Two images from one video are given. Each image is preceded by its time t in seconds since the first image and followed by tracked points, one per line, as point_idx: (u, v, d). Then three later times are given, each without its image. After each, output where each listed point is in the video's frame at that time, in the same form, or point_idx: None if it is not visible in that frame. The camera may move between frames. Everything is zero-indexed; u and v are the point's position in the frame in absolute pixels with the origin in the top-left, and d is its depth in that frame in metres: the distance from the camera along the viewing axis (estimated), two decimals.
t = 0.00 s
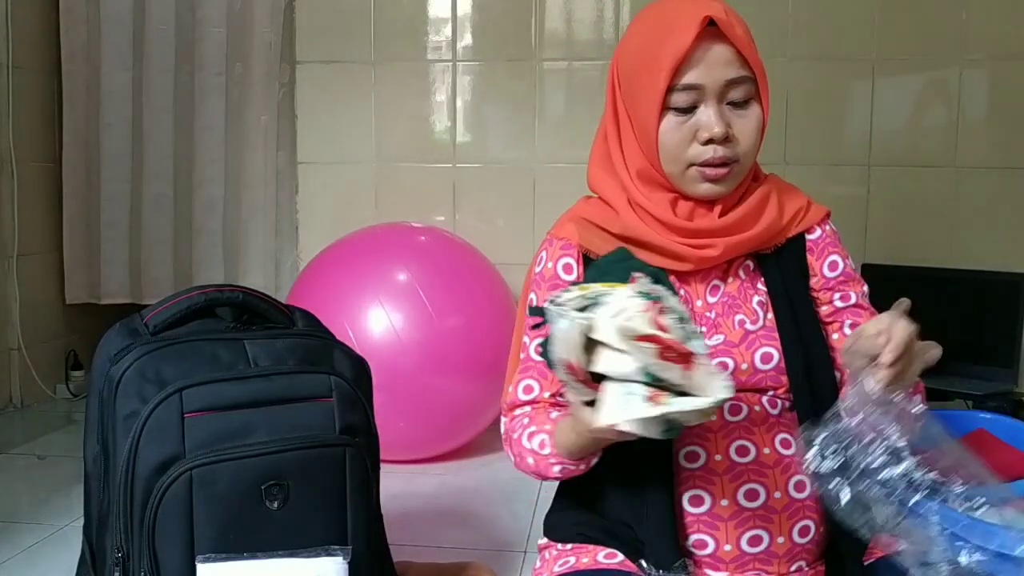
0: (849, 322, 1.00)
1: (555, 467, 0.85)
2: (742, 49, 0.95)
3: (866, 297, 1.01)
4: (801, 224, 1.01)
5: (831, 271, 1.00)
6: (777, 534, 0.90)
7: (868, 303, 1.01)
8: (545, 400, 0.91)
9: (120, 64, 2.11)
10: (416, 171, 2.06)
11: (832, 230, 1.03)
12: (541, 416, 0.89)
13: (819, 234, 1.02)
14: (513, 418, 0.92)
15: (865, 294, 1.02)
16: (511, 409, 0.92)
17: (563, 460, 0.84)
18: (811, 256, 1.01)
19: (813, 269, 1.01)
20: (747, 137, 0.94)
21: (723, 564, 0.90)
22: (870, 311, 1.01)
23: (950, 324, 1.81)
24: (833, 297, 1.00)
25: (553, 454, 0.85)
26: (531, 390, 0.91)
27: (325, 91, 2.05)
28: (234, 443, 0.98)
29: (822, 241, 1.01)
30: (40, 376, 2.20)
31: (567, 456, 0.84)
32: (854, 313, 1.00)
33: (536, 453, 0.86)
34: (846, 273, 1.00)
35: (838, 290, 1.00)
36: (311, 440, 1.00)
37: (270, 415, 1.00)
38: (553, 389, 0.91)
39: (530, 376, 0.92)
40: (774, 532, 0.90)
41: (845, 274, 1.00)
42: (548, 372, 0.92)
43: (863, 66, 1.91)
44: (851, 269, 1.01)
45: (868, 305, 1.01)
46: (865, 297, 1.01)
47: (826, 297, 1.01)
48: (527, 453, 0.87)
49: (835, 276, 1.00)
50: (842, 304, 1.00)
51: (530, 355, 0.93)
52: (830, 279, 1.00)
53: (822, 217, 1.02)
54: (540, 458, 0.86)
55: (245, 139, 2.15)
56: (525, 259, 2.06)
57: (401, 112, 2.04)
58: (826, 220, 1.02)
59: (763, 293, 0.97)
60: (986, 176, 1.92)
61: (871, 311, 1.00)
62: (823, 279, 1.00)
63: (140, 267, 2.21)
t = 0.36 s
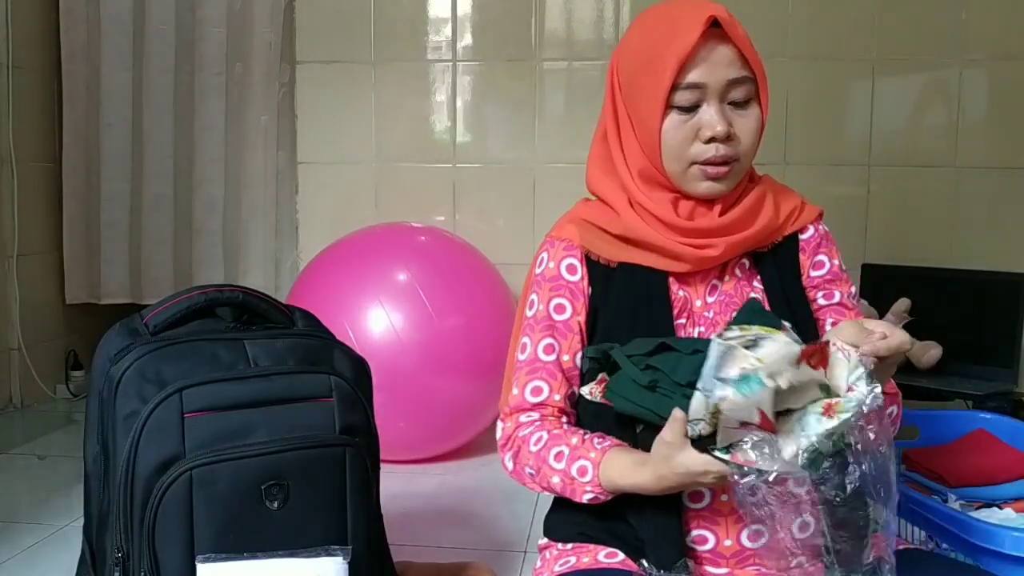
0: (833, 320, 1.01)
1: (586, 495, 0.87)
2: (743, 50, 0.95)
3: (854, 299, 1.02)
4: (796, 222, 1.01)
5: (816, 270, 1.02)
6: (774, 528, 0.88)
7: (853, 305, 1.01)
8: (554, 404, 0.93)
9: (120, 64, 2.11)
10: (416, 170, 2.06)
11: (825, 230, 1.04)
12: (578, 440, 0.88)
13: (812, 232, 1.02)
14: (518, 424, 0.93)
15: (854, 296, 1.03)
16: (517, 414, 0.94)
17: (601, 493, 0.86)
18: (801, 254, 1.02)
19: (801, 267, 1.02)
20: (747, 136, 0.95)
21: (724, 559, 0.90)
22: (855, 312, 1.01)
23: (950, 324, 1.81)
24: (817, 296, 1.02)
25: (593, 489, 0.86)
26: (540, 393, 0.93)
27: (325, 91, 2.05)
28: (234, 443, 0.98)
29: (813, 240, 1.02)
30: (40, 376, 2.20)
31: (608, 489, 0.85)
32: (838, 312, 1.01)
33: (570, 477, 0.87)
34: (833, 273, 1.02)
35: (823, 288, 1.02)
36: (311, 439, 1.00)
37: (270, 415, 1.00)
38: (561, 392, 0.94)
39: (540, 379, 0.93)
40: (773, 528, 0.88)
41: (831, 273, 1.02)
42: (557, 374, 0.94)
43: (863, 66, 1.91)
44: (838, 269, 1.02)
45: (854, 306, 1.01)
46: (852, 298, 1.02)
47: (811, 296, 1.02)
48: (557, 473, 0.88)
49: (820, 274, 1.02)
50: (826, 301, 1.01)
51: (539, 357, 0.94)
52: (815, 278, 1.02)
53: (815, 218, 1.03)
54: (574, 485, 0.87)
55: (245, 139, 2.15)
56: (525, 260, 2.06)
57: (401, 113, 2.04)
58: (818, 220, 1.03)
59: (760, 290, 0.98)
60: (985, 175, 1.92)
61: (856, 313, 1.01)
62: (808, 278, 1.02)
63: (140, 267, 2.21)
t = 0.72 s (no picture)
0: (837, 315, 1.00)
1: (552, 485, 0.86)
2: (752, 48, 0.95)
3: (857, 293, 1.02)
4: (798, 221, 1.01)
5: (818, 267, 1.01)
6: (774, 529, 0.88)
7: (857, 297, 1.01)
8: (536, 397, 0.93)
9: (120, 64, 2.11)
10: (416, 171, 2.06)
11: (826, 229, 1.03)
12: (558, 431, 0.88)
13: (815, 231, 1.02)
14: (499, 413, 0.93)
15: (857, 290, 1.02)
16: (498, 403, 0.93)
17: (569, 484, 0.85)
18: (803, 252, 1.01)
19: (805, 264, 1.01)
20: (754, 135, 0.95)
21: (724, 561, 0.89)
22: (860, 305, 1.00)
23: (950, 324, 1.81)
24: (820, 292, 1.01)
25: (563, 480, 0.85)
26: (525, 384, 0.93)
27: (325, 91, 2.05)
28: (233, 443, 0.98)
29: (816, 239, 1.01)
30: (40, 376, 2.20)
31: (577, 481, 0.84)
32: (843, 307, 1.00)
33: (541, 463, 0.86)
34: (835, 268, 1.01)
35: (826, 284, 1.01)
36: (311, 440, 1.00)
37: (270, 415, 1.00)
38: (546, 387, 0.94)
39: (525, 370, 0.94)
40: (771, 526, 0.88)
41: (834, 269, 1.01)
42: (544, 369, 0.94)
43: (863, 66, 1.91)
44: (841, 263, 1.01)
45: (858, 298, 1.01)
46: (856, 292, 1.01)
47: (814, 292, 1.01)
48: (528, 458, 0.87)
49: (822, 271, 1.01)
50: (829, 296, 1.00)
51: (528, 348, 0.94)
52: (818, 275, 1.01)
53: (817, 217, 1.03)
54: (543, 473, 0.86)
55: (245, 139, 2.15)
56: (525, 260, 2.06)
57: (401, 113, 2.04)
58: (821, 218, 1.03)
59: (763, 289, 0.99)
60: (985, 175, 1.92)
61: (860, 306, 1.00)
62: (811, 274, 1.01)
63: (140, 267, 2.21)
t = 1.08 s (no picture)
0: (838, 324, 1.01)
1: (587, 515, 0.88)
2: (753, 51, 0.95)
3: (859, 299, 1.02)
4: (801, 223, 1.02)
5: (824, 270, 1.02)
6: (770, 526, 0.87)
7: (860, 306, 1.02)
8: (563, 412, 0.94)
9: (120, 64, 2.11)
10: (416, 171, 2.06)
11: (828, 231, 1.04)
12: (581, 461, 0.88)
13: (817, 232, 1.03)
14: (531, 439, 0.93)
15: (860, 295, 1.03)
16: (527, 424, 0.94)
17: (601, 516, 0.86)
18: (807, 253, 1.02)
19: (809, 266, 1.02)
20: (754, 139, 0.95)
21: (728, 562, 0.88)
22: (861, 313, 1.01)
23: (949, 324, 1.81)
24: (824, 297, 1.02)
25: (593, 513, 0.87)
26: (548, 401, 0.94)
27: (325, 91, 2.05)
28: (233, 443, 0.97)
29: (819, 239, 1.02)
30: (40, 376, 2.20)
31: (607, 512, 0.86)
32: (845, 314, 1.01)
33: (571, 498, 0.88)
34: (839, 272, 1.02)
35: (830, 290, 1.02)
36: (311, 440, 1.00)
37: (270, 415, 1.00)
38: (570, 400, 0.95)
39: (549, 389, 0.94)
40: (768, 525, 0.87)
41: (838, 273, 1.01)
42: (565, 382, 0.95)
43: (863, 66, 1.91)
44: (844, 268, 1.02)
45: (860, 307, 1.02)
46: (858, 298, 1.02)
47: (818, 297, 1.02)
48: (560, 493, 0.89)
49: (828, 275, 1.01)
50: (832, 304, 1.01)
51: (547, 365, 0.95)
52: (823, 278, 1.02)
53: (819, 218, 1.03)
54: (576, 508, 0.88)
55: (245, 138, 2.15)
56: (525, 260, 2.06)
57: (401, 112, 2.04)
58: (822, 220, 1.04)
59: (768, 290, 0.99)
60: (985, 176, 1.92)
61: (862, 314, 1.01)
62: (817, 277, 1.02)
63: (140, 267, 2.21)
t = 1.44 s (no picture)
0: (841, 328, 1.01)
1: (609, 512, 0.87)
2: (741, 47, 0.95)
3: (865, 302, 1.02)
4: (806, 224, 1.02)
5: (828, 271, 1.02)
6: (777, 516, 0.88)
7: (864, 308, 1.02)
8: (575, 416, 0.94)
9: (120, 64, 2.12)
10: (416, 170, 2.06)
11: (833, 231, 1.04)
12: (600, 457, 0.88)
13: (822, 233, 1.03)
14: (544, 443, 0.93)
15: (864, 296, 1.03)
16: (539, 429, 0.94)
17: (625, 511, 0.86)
18: (811, 255, 1.02)
19: (812, 267, 1.02)
20: (747, 136, 0.95)
21: (727, 565, 0.88)
22: (866, 317, 1.02)
23: (949, 324, 1.81)
24: (828, 300, 1.02)
25: (618, 508, 0.86)
26: (561, 405, 0.94)
27: (324, 91, 2.05)
28: (233, 443, 0.97)
29: (823, 241, 1.02)
30: (40, 376, 2.20)
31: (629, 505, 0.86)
32: (848, 318, 1.01)
33: (594, 496, 0.87)
34: (844, 273, 1.02)
35: (834, 292, 1.02)
36: (311, 439, 1.00)
37: (270, 415, 1.00)
38: (583, 403, 0.94)
39: (562, 393, 0.94)
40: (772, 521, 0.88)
41: (842, 274, 1.01)
42: (577, 385, 0.94)
43: (863, 66, 1.91)
44: (849, 269, 1.02)
45: (865, 310, 1.02)
46: (863, 301, 1.02)
47: (823, 298, 1.02)
48: (583, 492, 0.88)
49: (832, 276, 1.02)
50: (836, 307, 1.01)
51: (558, 368, 0.95)
52: (827, 280, 1.02)
53: (824, 218, 1.03)
54: (599, 506, 0.87)
55: (245, 138, 2.15)
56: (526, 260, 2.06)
57: (401, 112, 2.04)
58: (827, 220, 1.04)
59: (772, 293, 0.99)
60: (985, 175, 1.92)
61: (866, 317, 1.02)
62: (820, 279, 1.02)
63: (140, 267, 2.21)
